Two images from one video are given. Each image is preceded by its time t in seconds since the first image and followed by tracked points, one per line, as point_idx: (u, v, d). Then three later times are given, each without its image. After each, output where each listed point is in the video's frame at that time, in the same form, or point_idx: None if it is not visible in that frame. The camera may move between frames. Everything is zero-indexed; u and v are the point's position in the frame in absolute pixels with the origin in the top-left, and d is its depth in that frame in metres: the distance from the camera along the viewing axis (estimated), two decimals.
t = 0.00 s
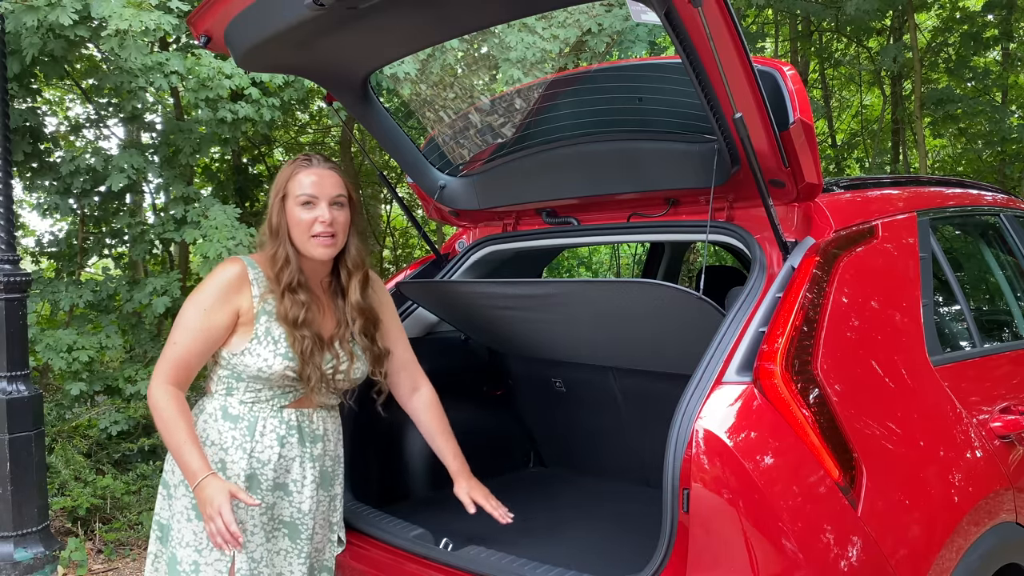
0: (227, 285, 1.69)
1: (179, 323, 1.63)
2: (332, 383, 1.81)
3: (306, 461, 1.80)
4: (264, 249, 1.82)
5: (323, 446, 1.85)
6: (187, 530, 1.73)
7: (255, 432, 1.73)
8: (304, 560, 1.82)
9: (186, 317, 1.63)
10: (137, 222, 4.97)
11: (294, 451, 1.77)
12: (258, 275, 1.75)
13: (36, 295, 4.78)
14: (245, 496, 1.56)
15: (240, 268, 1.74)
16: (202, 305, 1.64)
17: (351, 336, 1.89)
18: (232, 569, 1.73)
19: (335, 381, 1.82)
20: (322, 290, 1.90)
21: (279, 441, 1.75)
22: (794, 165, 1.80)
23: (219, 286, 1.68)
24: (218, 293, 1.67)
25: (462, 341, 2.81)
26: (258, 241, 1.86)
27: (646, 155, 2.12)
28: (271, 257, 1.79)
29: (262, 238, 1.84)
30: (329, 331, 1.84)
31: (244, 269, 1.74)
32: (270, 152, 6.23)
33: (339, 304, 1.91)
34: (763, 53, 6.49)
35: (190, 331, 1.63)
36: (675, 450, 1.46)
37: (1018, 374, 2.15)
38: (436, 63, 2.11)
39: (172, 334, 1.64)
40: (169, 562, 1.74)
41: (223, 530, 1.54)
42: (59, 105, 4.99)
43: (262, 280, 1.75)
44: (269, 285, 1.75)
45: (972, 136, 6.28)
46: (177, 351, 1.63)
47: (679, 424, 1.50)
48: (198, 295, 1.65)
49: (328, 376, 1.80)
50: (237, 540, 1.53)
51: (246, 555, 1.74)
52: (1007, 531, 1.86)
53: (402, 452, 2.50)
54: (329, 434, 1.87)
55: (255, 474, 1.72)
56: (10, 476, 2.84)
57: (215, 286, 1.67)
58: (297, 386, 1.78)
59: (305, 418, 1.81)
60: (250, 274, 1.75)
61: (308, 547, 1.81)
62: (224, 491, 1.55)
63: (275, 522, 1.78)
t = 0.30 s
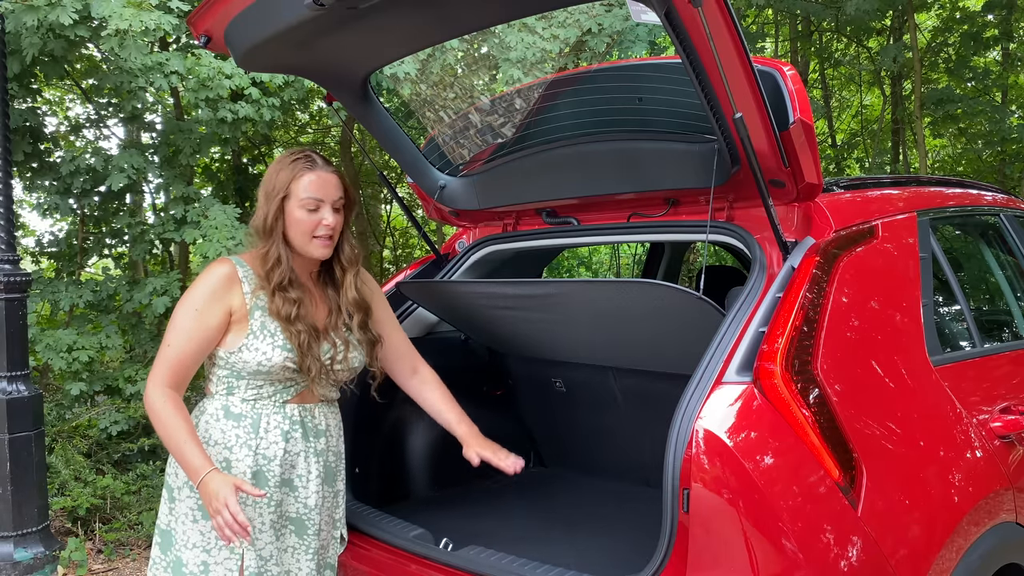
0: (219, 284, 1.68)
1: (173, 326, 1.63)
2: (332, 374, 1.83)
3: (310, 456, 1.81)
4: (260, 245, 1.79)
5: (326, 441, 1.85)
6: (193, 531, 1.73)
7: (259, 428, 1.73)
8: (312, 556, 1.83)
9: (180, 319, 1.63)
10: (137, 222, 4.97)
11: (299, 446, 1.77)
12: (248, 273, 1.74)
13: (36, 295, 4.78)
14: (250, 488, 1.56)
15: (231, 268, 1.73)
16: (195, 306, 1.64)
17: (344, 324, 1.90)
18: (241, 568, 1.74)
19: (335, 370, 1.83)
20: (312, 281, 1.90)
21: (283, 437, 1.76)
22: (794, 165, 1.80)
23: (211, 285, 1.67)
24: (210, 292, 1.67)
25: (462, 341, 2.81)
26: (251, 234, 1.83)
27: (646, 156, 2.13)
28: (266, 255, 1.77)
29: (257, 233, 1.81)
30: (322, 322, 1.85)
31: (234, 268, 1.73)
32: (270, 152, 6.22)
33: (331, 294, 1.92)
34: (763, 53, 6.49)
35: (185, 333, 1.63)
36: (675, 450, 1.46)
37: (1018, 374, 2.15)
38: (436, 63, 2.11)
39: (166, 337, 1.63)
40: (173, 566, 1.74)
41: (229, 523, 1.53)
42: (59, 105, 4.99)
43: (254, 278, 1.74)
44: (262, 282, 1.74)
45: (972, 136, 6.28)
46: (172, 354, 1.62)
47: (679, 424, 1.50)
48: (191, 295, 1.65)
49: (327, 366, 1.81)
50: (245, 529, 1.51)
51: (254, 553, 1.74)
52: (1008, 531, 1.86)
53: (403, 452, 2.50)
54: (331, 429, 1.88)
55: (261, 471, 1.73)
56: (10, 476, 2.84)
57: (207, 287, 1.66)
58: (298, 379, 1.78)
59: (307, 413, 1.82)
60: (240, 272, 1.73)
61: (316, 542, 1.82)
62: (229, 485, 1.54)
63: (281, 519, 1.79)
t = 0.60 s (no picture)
0: (216, 286, 1.68)
1: (170, 329, 1.63)
2: (328, 373, 1.82)
3: (311, 455, 1.81)
4: (256, 244, 1.80)
5: (326, 440, 1.85)
6: (194, 532, 1.73)
7: (259, 429, 1.73)
8: (316, 555, 1.83)
9: (177, 324, 1.63)
10: (137, 222, 4.97)
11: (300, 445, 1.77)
12: (245, 276, 1.73)
13: (36, 295, 4.78)
14: (250, 491, 1.56)
15: (226, 270, 1.71)
16: (192, 309, 1.64)
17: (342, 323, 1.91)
18: (243, 568, 1.73)
19: (330, 371, 1.82)
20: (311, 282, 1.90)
21: (283, 437, 1.75)
22: (794, 165, 1.80)
23: (207, 286, 1.67)
24: (206, 294, 1.66)
25: (462, 342, 2.81)
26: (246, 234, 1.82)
27: (646, 155, 2.13)
28: (261, 251, 1.77)
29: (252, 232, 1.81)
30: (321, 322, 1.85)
31: (230, 271, 1.72)
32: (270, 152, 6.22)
33: (329, 295, 1.92)
34: (763, 53, 6.50)
35: (182, 337, 1.63)
36: (675, 450, 1.46)
37: (1018, 374, 2.15)
38: (436, 63, 2.11)
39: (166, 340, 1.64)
40: (175, 567, 1.74)
41: (229, 526, 1.53)
42: (59, 105, 4.99)
43: (250, 280, 1.73)
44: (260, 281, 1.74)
45: (972, 136, 6.29)
46: (171, 359, 1.63)
47: (679, 424, 1.50)
48: (187, 298, 1.65)
49: (325, 367, 1.80)
50: (246, 533, 1.51)
51: (255, 553, 1.74)
52: (1008, 531, 1.86)
53: (403, 451, 2.51)
54: (331, 428, 1.88)
55: (261, 471, 1.72)
56: (10, 476, 2.84)
57: (202, 289, 1.66)
58: (296, 380, 1.78)
59: (307, 412, 1.82)
60: (235, 275, 1.72)
61: (319, 541, 1.82)
62: (229, 488, 1.54)
63: (283, 519, 1.78)
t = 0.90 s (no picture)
0: (209, 285, 1.69)
1: (167, 330, 1.65)
2: (321, 371, 1.81)
3: (306, 456, 1.80)
4: (246, 243, 1.82)
5: (323, 441, 1.84)
6: (190, 533, 1.72)
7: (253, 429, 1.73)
8: (312, 557, 1.82)
9: (175, 324, 1.64)
10: (137, 222, 4.97)
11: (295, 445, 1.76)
12: (237, 274, 1.75)
13: (36, 295, 4.78)
14: (242, 486, 1.55)
15: (221, 269, 1.73)
16: (189, 309, 1.65)
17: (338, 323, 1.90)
18: (237, 568, 1.73)
19: (324, 369, 1.82)
20: (306, 282, 1.92)
21: (277, 437, 1.75)
22: (794, 165, 1.80)
23: (201, 286, 1.68)
24: (200, 294, 1.68)
25: (462, 342, 2.81)
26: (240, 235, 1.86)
27: (646, 155, 2.13)
28: (251, 249, 1.79)
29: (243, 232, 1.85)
30: (316, 322, 1.87)
31: (224, 269, 1.74)
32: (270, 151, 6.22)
33: (325, 295, 1.92)
34: (763, 53, 6.50)
35: (181, 338, 1.64)
36: (675, 450, 1.46)
37: (1018, 373, 2.15)
38: (436, 63, 2.11)
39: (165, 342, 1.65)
40: (173, 566, 1.74)
41: (220, 521, 1.52)
42: (59, 105, 4.99)
43: (239, 277, 1.75)
44: (248, 278, 1.75)
45: (972, 136, 6.29)
46: (168, 359, 1.64)
47: (679, 424, 1.50)
48: (182, 299, 1.66)
49: (317, 365, 1.80)
50: (236, 528, 1.50)
51: (250, 554, 1.74)
52: (1008, 531, 1.86)
53: (403, 451, 2.51)
54: (329, 429, 1.87)
55: (255, 472, 1.72)
56: (10, 476, 2.84)
57: (196, 288, 1.67)
58: (289, 379, 1.78)
59: (302, 413, 1.82)
60: (229, 272, 1.74)
61: (315, 543, 1.81)
62: (222, 482, 1.54)
63: (278, 519, 1.78)
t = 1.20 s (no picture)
0: (206, 286, 1.70)
1: (165, 332, 1.65)
2: (319, 369, 1.81)
3: (304, 456, 1.80)
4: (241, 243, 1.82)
5: (321, 440, 1.84)
6: (189, 533, 1.72)
7: (251, 429, 1.73)
8: (308, 556, 1.82)
9: (172, 326, 1.65)
10: (137, 222, 4.97)
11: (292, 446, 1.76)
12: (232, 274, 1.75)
13: (36, 295, 4.78)
14: (240, 486, 1.56)
15: (217, 270, 1.74)
16: (186, 310, 1.66)
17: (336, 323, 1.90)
18: (236, 568, 1.72)
19: (321, 368, 1.82)
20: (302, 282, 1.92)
21: (275, 437, 1.75)
22: (794, 165, 1.80)
23: (198, 287, 1.69)
24: (196, 295, 1.68)
25: (463, 342, 2.81)
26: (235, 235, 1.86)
27: (646, 155, 2.13)
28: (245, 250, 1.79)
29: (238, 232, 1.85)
30: (313, 322, 1.87)
31: (219, 270, 1.74)
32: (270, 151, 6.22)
33: (321, 295, 1.92)
34: (763, 53, 6.50)
35: (179, 339, 1.65)
36: (675, 450, 1.46)
37: (1018, 373, 2.15)
38: (436, 63, 2.12)
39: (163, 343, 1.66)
40: (174, 566, 1.74)
41: (218, 521, 1.52)
42: (59, 105, 4.99)
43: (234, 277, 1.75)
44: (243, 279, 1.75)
45: (972, 136, 6.28)
46: (167, 360, 1.65)
47: (679, 424, 1.50)
48: (178, 301, 1.66)
49: (315, 364, 1.80)
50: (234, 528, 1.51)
51: (248, 554, 1.73)
52: (1008, 531, 1.86)
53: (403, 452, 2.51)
54: (328, 429, 1.87)
55: (253, 471, 1.72)
56: (10, 476, 2.84)
57: (193, 290, 1.67)
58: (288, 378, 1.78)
59: (300, 412, 1.81)
60: (225, 273, 1.75)
61: (311, 542, 1.81)
62: (219, 483, 1.54)
63: (276, 519, 1.78)
